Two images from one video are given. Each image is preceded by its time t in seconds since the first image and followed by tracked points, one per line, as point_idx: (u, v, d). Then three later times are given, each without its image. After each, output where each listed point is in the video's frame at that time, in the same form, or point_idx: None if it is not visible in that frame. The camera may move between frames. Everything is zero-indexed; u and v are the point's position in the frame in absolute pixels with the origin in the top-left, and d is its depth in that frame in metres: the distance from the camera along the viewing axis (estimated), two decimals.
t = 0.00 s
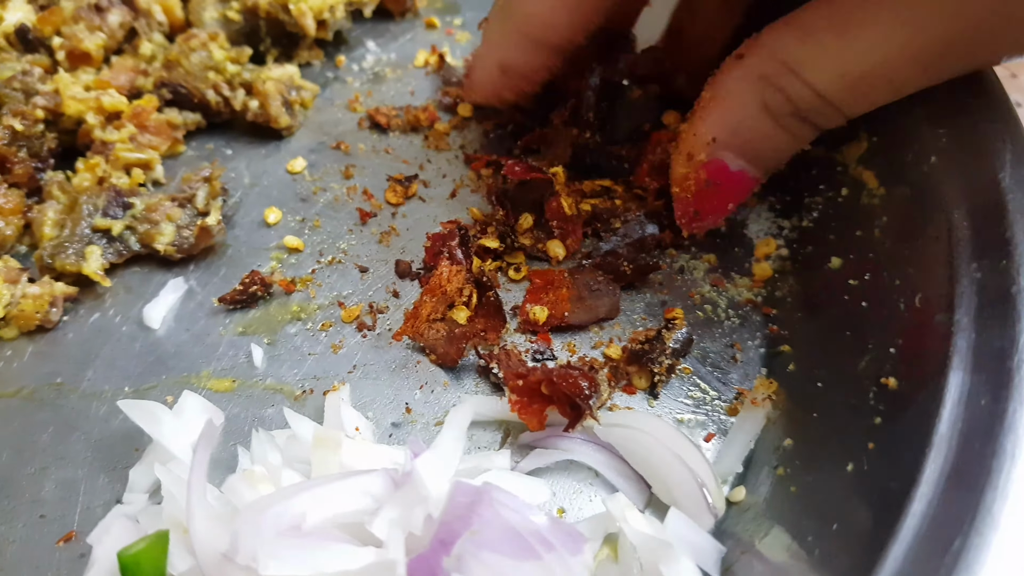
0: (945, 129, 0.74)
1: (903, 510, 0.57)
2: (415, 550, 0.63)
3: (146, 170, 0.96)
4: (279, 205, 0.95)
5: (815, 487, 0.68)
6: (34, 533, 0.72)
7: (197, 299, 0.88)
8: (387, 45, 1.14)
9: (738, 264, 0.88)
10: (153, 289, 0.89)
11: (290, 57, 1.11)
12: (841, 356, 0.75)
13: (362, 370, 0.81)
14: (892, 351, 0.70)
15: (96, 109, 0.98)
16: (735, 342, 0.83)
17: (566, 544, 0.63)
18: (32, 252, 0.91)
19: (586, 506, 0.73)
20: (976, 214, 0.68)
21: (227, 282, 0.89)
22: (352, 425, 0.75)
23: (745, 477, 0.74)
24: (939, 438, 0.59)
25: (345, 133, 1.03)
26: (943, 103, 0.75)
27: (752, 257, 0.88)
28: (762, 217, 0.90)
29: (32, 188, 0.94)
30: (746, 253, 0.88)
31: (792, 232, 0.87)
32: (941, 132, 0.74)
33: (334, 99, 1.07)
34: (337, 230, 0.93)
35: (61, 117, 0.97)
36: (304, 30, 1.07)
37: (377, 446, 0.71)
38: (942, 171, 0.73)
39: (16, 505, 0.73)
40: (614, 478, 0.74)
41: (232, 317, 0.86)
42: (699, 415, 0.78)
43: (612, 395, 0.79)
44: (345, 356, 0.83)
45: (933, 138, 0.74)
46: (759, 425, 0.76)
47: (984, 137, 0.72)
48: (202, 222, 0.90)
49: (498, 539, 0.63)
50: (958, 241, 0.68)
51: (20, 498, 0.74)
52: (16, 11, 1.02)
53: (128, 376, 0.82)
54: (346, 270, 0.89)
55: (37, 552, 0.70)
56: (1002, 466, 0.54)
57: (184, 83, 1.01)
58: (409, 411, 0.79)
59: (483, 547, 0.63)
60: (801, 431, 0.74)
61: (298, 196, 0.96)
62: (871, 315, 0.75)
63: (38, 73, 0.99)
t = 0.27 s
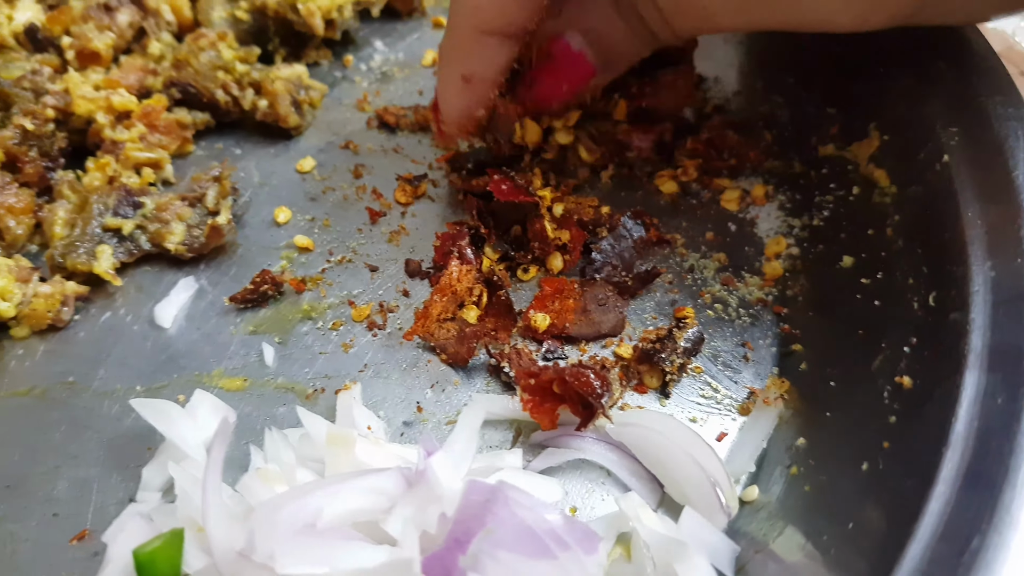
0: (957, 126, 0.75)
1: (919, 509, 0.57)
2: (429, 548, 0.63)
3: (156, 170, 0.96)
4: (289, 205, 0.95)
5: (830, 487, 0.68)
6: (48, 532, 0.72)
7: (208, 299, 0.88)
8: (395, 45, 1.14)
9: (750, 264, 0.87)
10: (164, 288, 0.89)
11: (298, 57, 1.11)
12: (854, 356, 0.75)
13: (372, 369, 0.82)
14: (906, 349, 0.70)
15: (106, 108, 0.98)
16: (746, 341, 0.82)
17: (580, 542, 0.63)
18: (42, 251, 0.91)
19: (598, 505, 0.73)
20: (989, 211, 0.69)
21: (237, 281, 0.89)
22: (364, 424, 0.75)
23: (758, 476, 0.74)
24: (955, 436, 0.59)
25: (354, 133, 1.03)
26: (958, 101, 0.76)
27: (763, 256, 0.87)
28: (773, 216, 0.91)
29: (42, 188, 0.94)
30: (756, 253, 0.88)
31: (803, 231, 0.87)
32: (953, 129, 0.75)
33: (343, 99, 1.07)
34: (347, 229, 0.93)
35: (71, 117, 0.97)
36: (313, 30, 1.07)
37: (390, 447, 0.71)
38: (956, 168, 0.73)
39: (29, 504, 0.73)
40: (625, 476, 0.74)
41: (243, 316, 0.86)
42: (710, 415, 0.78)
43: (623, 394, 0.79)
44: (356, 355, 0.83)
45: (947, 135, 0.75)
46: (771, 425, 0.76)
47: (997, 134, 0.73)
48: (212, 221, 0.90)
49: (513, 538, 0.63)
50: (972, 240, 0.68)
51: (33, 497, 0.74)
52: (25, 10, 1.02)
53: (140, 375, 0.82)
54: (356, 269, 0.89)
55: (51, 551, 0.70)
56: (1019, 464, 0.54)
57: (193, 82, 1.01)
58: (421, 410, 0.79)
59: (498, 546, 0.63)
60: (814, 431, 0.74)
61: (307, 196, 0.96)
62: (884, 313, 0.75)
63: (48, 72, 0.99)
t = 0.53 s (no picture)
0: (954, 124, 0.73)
1: (909, 514, 0.56)
2: (411, 554, 0.62)
3: (144, 170, 0.96)
4: (278, 205, 0.95)
5: (820, 490, 0.67)
6: (29, 536, 0.71)
7: (195, 300, 0.87)
8: (387, 43, 1.13)
9: (744, 265, 0.86)
10: (151, 290, 0.88)
11: (289, 56, 1.11)
12: (847, 358, 0.74)
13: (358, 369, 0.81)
14: (898, 350, 0.69)
15: (94, 109, 0.97)
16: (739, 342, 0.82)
17: (566, 547, 0.62)
18: (29, 252, 0.90)
19: (587, 509, 0.72)
20: (985, 211, 0.67)
21: (225, 283, 0.89)
22: (350, 427, 0.75)
23: (747, 480, 0.73)
24: (946, 440, 0.58)
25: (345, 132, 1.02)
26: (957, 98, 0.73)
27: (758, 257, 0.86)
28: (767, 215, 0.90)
29: (30, 188, 0.93)
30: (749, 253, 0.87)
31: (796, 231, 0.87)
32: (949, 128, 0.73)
33: (334, 98, 1.07)
34: (337, 229, 0.92)
35: (59, 117, 0.96)
36: (303, 28, 1.07)
37: (374, 450, 0.70)
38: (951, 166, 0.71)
39: (12, 507, 0.72)
40: (614, 479, 0.73)
41: (230, 318, 0.85)
42: (701, 417, 0.77)
43: (613, 396, 0.78)
44: (343, 357, 0.82)
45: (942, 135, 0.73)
46: (763, 427, 0.76)
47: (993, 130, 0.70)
48: (199, 222, 0.89)
49: (496, 542, 0.62)
50: (966, 239, 0.67)
51: (16, 500, 0.73)
52: (14, 10, 1.01)
53: (125, 378, 0.81)
54: (345, 270, 0.88)
55: (32, 555, 0.69)
56: (1011, 470, 0.53)
57: (182, 81, 1.01)
58: (408, 412, 0.78)
59: (479, 550, 0.62)
60: (805, 433, 0.73)
61: (296, 196, 0.95)
62: (877, 314, 0.74)
63: (36, 72, 0.98)
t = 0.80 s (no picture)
0: (934, 135, 0.73)
1: (880, 525, 0.56)
2: (386, 564, 0.62)
3: (128, 177, 0.96)
4: (262, 212, 0.95)
5: (796, 500, 0.67)
6: (8, 545, 0.71)
7: (178, 307, 0.87)
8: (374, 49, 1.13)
9: (726, 271, 0.86)
10: (133, 297, 0.88)
11: (276, 62, 1.11)
12: (827, 366, 0.74)
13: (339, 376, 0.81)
14: (876, 360, 0.69)
15: (77, 116, 0.97)
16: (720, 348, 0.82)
17: (541, 558, 0.62)
18: (12, 259, 0.90)
19: (565, 517, 0.72)
20: (962, 220, 0.67)
21: (208, 290, 0.89)
22: (330, 435, 0.75)
23: (726, 488, 0.73)
24: (919, 451, 0.58)
25: (330, 138, 1.02)
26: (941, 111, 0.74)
27: (739, 262, 0.87)
28: (751, 222, 0.89)
29: (13, 196, 0.94)
30: (732, 260, 0.87)
31: (779, 237, 0.86)
32: (929, 138, 0.73)
33: (320, 104, 1.06)
34: (320, 237, 0.92)
35: (43, 123, 0.96)
36: (289, 34, 1.06)
37: (353, 459, 0.70)
38: (929, 175, 0.72)
39: None
40: (593, 488, 0.73)
41: (212, 326, 0.85)
42: (682, 424, 0.77)
43: (594, 404, 0.78)
44: (325, 365, 0.82)
45: (922, 144, 0.74)
46: (742, 434, 0.76)
47: (972, 143, 0.71)
48: (182, 229, 0.89)
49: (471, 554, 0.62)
50: (944, 249, 0.67)
51: None
52: None
53: (106, 386, 0.81)
54: (328, 278, 0.88)
55: (10, 565, 0.69)
56: (981, 483, 0.53)
57: (167, 88, 1.01)
58: (389, 421, 0.78)
59: (454, 562, 0.62)
60: (783, 442, 0.73)
61: (281, 203, 0.95)
62: (856, 323, 0.74)
63: (20, 79, 0.98)
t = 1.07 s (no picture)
0: (942, 130, 0.71)
1: (892, 530, 0.55)
2: (390, 570, 0.61)
3: (126, 174, 0.94)
4: (261, 209, 0.93)
5: (806, 503, 0.66)
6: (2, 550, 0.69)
7: (176, 306, 0.86)
8: (375, 45, 1.12)
9: (733, 270, 0.85)
10: (131, 296, 0.87)
11: (276, 57, 1.09)
12: (836, 366, 0.73)
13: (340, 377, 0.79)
14: (885, 361, 0.68)
15: (74, 112, 0.95)
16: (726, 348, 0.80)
17: (545, 563, 0.61)
18: (8, 258, 0.89)
19: (571, 520, 0.71)
20: (972, 217, 0.66)
21: (206, 289, 0.87)
22: (331, 437, 0.73)
23: (734, 491, 0.71)
24: (932, 454, 0.57)
25: (331, 134, 1.01)
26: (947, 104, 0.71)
27: (746, 261, 0.85)
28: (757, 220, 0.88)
29: (8, 193, 0.91)
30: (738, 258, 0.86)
31: (786, 235, 0.85)
32: (937, 133, 0.71)
33: (321, 100, 1.05)
34: (321, 234, 0.91)
35: (39, 120, 0.95)
36: (289, 29, 1.05)
37: (356, 463, 0.69)
38: (938, 172, 0.70)
39: None
40: (599, 491, 0.72)
41: (211, 325, 0.84)
42: (689, 427, 0.76)
43: (599, 406, 0.77)
44: (326, 366, 0.80)
45: (931, 142, 0.71)
46: (749, 437, 0.74)
47: (981, 142, 0.68)
48: (180, 227, 0.88)
49: (474, 557, 0.61)
50: (953, 248, 0.66)
51: None
52: None
53: (103, 387, 0.80)
54: (329, 276, 0.87)
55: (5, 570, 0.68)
56: (996, 486, 0.52)
57: (166, 84, 0.99)
58: (391, 422, 0.76)
59: (458, 567, 0.60)
60: (792, 443, 0.71)
61: (281, 200, 0.94)
62: (865, 322, 0.72)
63: (16, 74, 0.97)
